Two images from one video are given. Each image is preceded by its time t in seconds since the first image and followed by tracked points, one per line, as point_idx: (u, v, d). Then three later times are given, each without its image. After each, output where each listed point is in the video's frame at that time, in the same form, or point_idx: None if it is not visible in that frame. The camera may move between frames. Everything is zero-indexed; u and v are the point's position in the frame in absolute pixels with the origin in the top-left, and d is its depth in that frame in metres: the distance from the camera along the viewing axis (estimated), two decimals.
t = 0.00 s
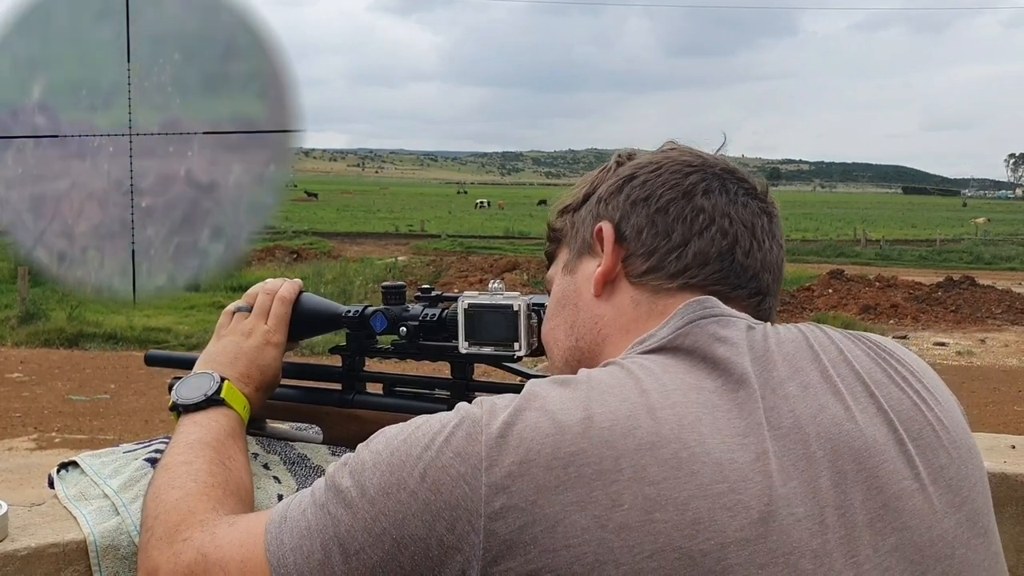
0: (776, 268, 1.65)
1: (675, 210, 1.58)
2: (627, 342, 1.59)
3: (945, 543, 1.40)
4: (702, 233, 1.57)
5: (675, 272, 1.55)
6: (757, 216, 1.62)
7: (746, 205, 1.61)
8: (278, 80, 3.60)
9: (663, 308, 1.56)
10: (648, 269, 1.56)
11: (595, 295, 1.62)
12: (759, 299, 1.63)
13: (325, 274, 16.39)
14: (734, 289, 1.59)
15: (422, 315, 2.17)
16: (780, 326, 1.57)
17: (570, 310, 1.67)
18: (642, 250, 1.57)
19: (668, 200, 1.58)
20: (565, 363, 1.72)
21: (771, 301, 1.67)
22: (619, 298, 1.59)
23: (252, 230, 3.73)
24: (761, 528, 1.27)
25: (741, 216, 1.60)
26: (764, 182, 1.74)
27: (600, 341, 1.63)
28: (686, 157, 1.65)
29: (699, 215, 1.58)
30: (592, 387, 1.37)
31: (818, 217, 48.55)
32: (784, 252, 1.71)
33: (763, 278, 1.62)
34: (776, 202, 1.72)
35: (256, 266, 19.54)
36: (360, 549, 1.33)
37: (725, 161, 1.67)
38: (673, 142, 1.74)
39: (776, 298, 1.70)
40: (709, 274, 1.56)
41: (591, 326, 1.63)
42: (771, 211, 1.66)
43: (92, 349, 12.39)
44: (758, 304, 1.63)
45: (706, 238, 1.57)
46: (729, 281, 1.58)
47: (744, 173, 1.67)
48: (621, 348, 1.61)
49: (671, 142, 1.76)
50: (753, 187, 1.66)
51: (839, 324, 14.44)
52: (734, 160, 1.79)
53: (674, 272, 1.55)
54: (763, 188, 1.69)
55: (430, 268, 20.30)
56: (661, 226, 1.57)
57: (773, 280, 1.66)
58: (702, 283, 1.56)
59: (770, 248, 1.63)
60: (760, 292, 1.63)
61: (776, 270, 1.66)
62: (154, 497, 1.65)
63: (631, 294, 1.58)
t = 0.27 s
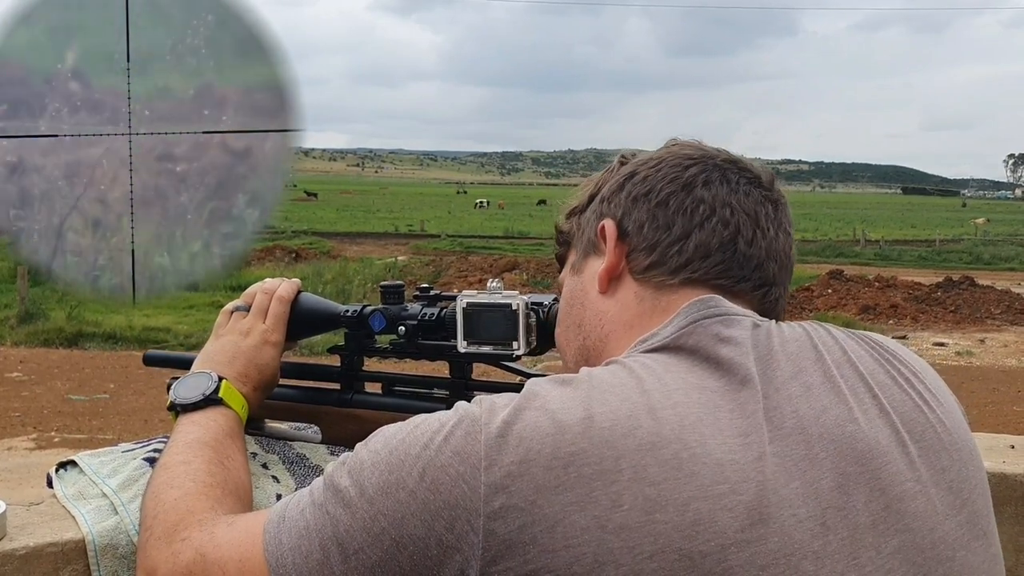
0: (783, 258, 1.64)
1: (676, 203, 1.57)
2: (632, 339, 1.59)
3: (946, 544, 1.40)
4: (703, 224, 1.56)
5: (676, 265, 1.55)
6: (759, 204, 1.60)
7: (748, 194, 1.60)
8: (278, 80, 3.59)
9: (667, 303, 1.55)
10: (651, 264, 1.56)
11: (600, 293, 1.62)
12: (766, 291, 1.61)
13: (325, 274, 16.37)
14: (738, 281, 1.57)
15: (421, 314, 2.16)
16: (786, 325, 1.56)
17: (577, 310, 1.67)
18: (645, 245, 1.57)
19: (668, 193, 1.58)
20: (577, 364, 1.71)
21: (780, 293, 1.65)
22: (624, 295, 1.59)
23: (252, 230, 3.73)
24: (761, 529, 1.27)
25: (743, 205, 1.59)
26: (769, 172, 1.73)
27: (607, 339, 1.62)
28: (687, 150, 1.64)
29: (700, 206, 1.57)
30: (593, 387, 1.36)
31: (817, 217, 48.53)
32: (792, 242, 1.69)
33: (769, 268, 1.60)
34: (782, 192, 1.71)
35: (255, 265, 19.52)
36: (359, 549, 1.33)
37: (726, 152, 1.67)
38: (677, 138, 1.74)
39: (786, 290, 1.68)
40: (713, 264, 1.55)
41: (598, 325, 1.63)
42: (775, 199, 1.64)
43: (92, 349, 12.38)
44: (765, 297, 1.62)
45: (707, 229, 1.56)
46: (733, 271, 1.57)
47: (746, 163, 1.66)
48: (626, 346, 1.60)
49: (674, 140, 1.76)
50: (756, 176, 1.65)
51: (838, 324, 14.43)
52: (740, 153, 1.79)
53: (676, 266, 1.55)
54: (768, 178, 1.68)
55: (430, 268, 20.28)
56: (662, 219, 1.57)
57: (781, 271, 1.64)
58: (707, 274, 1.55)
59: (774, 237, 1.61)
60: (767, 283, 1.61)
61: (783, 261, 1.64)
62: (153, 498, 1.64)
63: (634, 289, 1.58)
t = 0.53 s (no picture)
0: (776, 262, 1.64)
1: (672, 207, 1.57)
2: (629, 342, 1.59)
3: (947, 543, 1.40)
4: (700, 229, 1.56)
5: (672, 271, 1.55)
6: (754, 210, 1.61)
7: (743, 200, 1.60)
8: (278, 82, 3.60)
9: (663, 307, 1.55)
10: (647, 268, 1.55)
11: (595, 296, 1.62)
12: (760, 295, 1.62)
13: (325, 274, 16.38)
14: (734, 286, 1.58)
15: (422, 315, 2.16)
16: (782, 325, 1.57)
17: (571, 312, 1.67)
18: (641, 250, 1.56)
19: (665, 197, 1.58)
20: (569, 365, 1.71)
21: (773, 296, 1.66)
22: (620, 299, 1.59)
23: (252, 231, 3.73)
24: (761, 529, 1.27)
25: (738, 211, 1.59)
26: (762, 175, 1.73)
27: (602, 342, 1.62)
28: (681, 153, 1.64)
29: (696, 211, 1.57)
30: (593, 388, 1.36)
31: (818, 217, 48.52)
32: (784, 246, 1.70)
33: (763, 273, 1.61)
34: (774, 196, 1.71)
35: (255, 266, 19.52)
36: (360, 551, 1.33)
37: (721, 155, 1.66)
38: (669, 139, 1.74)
39: (777, 293, 1.69)
40: (709, 270, 1.55)
41: (593, 327, 1.63)
42: (770, 204, 1.65)
43: (92, 349, 12.38)
44: (759, 301, 1.62)
45: (704, 235, 1.56)
46: (729, 277, 1.57)
47: (741, 167, 1.66)
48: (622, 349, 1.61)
49: (667, 138, 1.75)
50: (750, 181, 1.65)
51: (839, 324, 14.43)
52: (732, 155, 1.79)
53: (672, 271, 1.55)
54: (761, 182, 1.68)
55: (430, 268, 20.28)
56: (658, 224, 1.56)
57: (774, 276, 1.65)
58: (702, 279, 1.55)
59: (769, 242, 1.62)
60: (761, 288, 1.62)
61: (776, 265, 1.65)
62: (153, 499, 1.64)
63: (630, 294, 1.58)
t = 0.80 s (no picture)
0: (773, 267, 1.64)
1: (670, 213, 1.57)
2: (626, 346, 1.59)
3: (946, 540, 1.40)
4: (697, 235, 1.57)
5: (668, 276, 1.55)
6: (751, 216, 1.61)
7: (741, 205, 1.60)
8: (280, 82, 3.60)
9: (659, 310, 1.56)
10: (644, 273, 1.56)
11: (592, 300, 1.62)
12: (757, 300, 1.63)
13: (326, 274, 16.38)
14: (730, 291, 1.58)
15: (425, 314, 2.17)
16: (780, 325, 1.58)
17: (568, 315, 1.68)
18: (638, 255, 1.57)
19: (662, 202, 1.58)
20: (566, 366, 1.72)
21: (770, 300, 1.67)
22: (616, 303, 1.60)
23: (254, 231, 3.74)
24: (761, 526, 1.27)
25: (736, 217, 1.59)
26: (762, 180, 1.73)
27: (599, 345, 1.63)
28: (679, 158, 1.64)
29: (693, 217, 1.57)
30: (594, 386, 1.37)
31: (819, 217, 48.52)
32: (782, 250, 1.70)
33: (760, 278, 1.61)
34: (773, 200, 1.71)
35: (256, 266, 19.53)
36: (363, 550, 1.33)
37: (721, 159, 1.66)
38: (669, 142, 1.73)
39: (775, 296, 1.70)
40: (705, 275, 1.56)
41: (590, 330, 1.64)
42: (767, 210, 1.65)
43: (93, 349, 12.39)
44: (756, 305, 1.63)
45: (701, 240, 1.56)
46: (726, 282, 1.58)
47: (740, 171, 1.66)
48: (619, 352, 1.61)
49: (668, 141, 1.75)
50: (748, 185, 1.65)
51: (839, 324, 14.43)
52: (731, 157, 1.78)
53: (669, 277, 1.55)
54: (760, 186, 1.68)
55: (430, 268, 20.29)
56: (656, 229, 1.57)
57: (771, 280, 1.65)
58: (699, 284, 1.55)
59: (766, 247, 1.62)
60: (757, 293, 1.62)
61: (774, 270, 1.65)
62: (156, 498, 1.65)
63: (627, 300, 1.58)
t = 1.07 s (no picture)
0: (774, 270, 1.65)
1: (671, 215, 1.58)
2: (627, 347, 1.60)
3: (947, 538, 1.41)
4: (697, 237, 1.57)
5: (668, 278, 1.56)
6: (752, 219, 1.61)
7: (742, 208, 1.61)
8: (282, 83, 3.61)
9: (660, 311, 1.56)
10: (644, 275, 1.56)
11: (592, 300, 1.63)
12: (757, 302, 1.63)
13: (327, 274, 16.39)
14: (730, 293, 1.59)
15: (428, 313, 2.17)
16: (781, 325, 1.58)
17: (569, 315, 1.68)
18: (638, 257, 1.58)
19: (663, 205, 1.58)
20: (566, 366, 1.73)
21: (771, 303, 1.67)
22: (617, 304, 1.60)
23: (254, 230, 3.74)
24: (763, 522, 1.28)
25: (736, 220, 1.60)
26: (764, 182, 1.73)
27: (599, 345, 1.64)
28: (681, 161, 1.64)
29: (694, 219, 1.58)
30: (597, 384, 1.37)
31: (820, 217, 48.54)
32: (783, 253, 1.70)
33: (760, 281, 1.62)
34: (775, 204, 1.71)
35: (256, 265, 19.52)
36: (368, 548, 1.34)
37: (722, 162, 1.67)
38: (671, 144, 1.74)
39: (775, 299, 1.70)
40: (705, 277, 1.56)
41: (590, 331, 1.64)
42: (768, 213, 1.65)
43: (93, 349, 12.39)
44: (756, 307, 1.63)
45: (702, 242, 1.57)
46: (726, 284, 1.58)
47: (741, 174, 1.67)
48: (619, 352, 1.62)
49: (670, 142, 1.75)
50: (750, 189, 1.65)
51: (839, 323, 14.44)
52: (733, 160, 1.79)
53: (670, 278, 1.56)
54: (762, 190, 1.69)
55: (431, 268, 20.30)
56: (657, 231, 1.57)
57: (771, 283, 1.65)
58: (699, 286, 1.56)
59: (766, 251, 1.63)
60: (757, 295, 1.63)
61: (774, 272, 1.66)
62: (160, 497, 1.65)
63: (627, 301, 1.59)
